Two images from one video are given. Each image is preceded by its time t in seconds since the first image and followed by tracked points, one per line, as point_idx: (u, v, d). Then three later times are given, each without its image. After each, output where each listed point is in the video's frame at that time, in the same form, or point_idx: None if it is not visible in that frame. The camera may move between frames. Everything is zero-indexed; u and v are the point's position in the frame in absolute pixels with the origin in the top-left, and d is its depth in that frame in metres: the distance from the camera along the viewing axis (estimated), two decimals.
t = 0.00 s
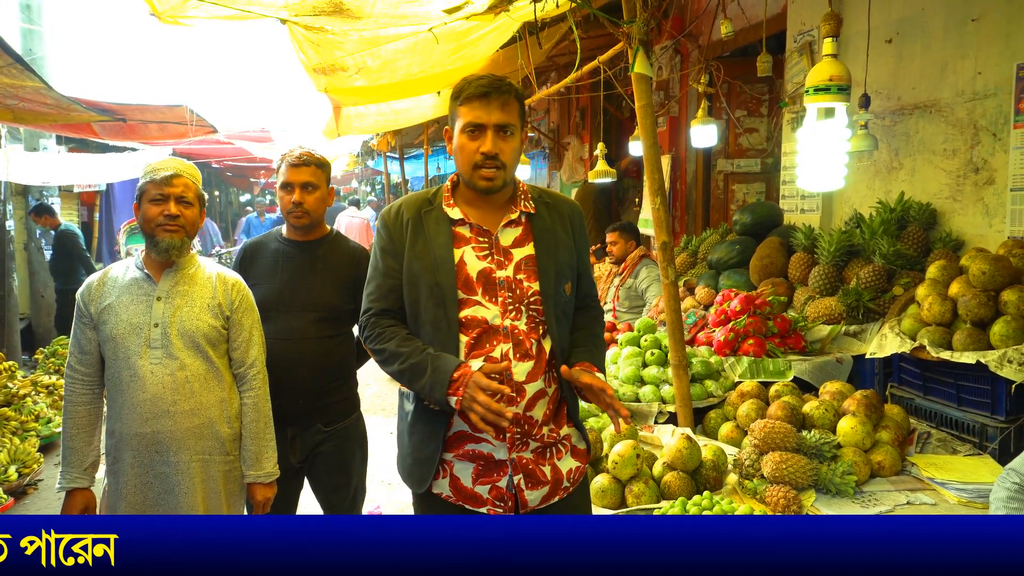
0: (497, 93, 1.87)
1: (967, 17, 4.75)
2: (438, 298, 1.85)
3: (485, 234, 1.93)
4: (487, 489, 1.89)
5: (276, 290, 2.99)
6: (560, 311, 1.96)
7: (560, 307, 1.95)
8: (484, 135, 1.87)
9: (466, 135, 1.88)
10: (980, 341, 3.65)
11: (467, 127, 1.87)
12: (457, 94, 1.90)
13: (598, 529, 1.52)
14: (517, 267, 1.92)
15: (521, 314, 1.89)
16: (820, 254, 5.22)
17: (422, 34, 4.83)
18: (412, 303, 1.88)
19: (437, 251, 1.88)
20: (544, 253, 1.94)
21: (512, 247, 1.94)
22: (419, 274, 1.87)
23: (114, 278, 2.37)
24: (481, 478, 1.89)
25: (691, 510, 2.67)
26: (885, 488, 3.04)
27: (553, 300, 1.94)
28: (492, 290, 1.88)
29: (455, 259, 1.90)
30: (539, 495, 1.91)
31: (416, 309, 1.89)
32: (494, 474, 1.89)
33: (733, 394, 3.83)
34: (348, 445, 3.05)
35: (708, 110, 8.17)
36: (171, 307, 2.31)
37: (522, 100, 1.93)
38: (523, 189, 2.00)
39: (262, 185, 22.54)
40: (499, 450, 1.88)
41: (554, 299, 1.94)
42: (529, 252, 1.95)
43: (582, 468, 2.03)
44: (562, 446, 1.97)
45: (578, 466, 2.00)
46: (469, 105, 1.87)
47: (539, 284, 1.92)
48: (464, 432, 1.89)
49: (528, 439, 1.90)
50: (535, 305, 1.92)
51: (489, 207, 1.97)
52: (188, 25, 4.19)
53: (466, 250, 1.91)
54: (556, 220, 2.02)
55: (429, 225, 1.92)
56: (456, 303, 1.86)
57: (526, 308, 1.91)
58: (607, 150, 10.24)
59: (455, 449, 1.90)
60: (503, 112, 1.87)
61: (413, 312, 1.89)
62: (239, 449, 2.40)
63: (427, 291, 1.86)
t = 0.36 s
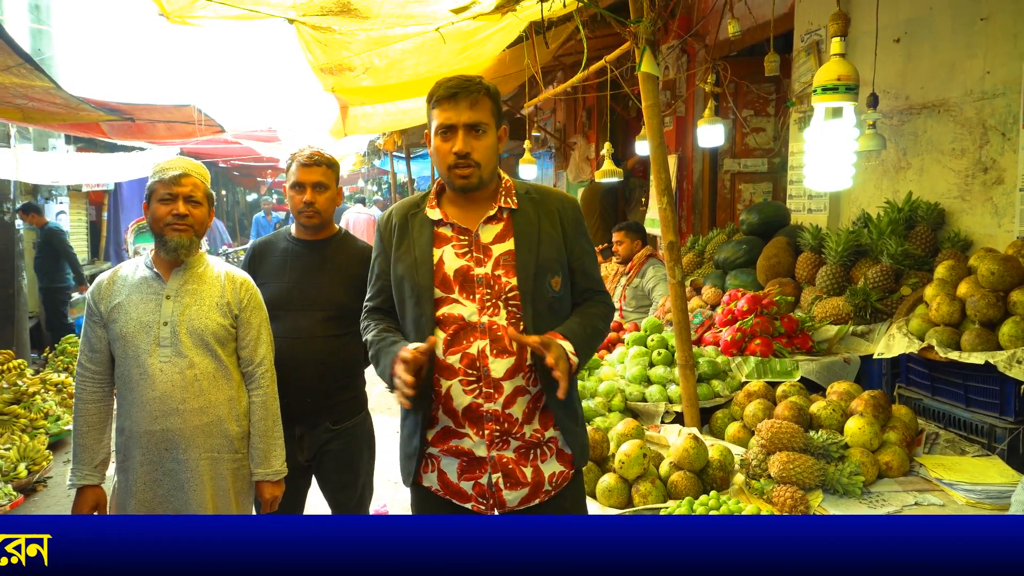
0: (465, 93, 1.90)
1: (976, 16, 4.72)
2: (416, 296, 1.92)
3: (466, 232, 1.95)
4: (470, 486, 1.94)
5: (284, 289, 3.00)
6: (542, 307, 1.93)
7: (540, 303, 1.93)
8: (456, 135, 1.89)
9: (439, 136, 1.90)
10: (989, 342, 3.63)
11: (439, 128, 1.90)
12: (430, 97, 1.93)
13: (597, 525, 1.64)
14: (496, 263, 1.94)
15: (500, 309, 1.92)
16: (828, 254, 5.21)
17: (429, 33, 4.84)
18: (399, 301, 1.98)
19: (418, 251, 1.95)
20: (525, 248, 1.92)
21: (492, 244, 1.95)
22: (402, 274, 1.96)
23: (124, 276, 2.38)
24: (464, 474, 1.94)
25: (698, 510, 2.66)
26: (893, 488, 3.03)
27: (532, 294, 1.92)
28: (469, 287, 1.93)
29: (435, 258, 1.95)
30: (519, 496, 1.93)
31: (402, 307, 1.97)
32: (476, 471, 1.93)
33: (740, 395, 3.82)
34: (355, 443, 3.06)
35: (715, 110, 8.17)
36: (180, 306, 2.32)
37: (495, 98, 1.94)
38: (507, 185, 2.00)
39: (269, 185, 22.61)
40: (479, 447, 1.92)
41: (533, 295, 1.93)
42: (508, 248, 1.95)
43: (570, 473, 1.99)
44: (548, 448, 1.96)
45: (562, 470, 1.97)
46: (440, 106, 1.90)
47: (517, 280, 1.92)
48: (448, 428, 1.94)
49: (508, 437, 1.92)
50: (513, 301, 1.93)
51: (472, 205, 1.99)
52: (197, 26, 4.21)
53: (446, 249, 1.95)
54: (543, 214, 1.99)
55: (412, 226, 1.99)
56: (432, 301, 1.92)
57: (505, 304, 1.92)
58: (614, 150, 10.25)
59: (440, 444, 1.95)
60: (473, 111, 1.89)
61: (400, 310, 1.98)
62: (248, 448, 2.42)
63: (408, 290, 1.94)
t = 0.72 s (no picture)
0: (456, 93, 1.92)
1: (985, 18, 4.70)
2: (406, 303, 1.97)
3: (455, 237, 1.98)
4: (455, 490, 1.97)
5: (291, 292, 3.01)
6: (527, 312, 1.94)
7: (526, 308, 1.94)
8: (446, 137, 1.91)
9: (429, 139, 1.93)
10: (998, 346, 3.61)
11: (430, 131, 1.92)
12: (421, 99, 1.96)
13: (621, 528, 0.92)
14: (483, 268, 1.95)
15: (486, 315, 1.94)
16: (835, 256, 5.20)
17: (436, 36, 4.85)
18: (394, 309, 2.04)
19: (407, 258, 2.00)
20: (512, 252, 1.94)
21: (481, 249, 1.97)
22: (395, 281, 2.01)
23: (132, 279, 2.40)
24: (451, 479, 1.98)
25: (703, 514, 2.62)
26: (900, 493, 3.01)
27: (518, 300, 1.92)
28: (457, 293, 1.95)
29: (424, 264, 1.99)
30: (504, 502, 1.96)
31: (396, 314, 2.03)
32: (462, 476, 1.97)
33: (746, 398, 3.80)
34: (361, 445, 3.07)
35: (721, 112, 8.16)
36: (186, 308, 2.33)
37: (484, 100, 1.96)
38: (498, 189, 2.02)
39: (276, 187, 22.67)
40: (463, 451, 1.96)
41: (519, 300, 1.93)
42: (496, 253, 1.96)
43: (557, 480, 2.01)
44: (535, 455, 1.98)
45: (549, 477, 1.99)
46: (430, 108, 1.92)
47: (503, 286, 1.93)
48: (436, 432, 1.98)
49: (493, 443, 1.95)
50: (500, 306, 1.94)
51: (463, 210, 2.01)
52: (205, 29, 4.23)
53: (436, 256, 1.98)
54: (532, 218, 2.00)
55: (405, 233, 2.04)
56: (419, 307, 1.96)
57: (491, 310, 1.94)
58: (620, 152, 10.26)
59: (429, 447, 2.00)
60: (462, 113, 1.91)
61: (395, 316, 2.04)
62: (254, 449, 2.42)
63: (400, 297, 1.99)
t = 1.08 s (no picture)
0: (447, 101, 1.92)
1: (984, 21, 4.70)
2: (402, 311, 1.96)
3: (448, 244, 1.99)
4: (458, 494, 1.97)
5: (291, 293, 3.01)
6: (525, 315, 1.95)
7: (523, 311, 1.95)
8: (438, 144, 1.91)
9: (421, 146, 1.93)
10: (998, 348, 3.60)
11: (422, 139, 1.92)
12: (411, 106, 1.95)
13: None
14: (480, 273, 1.96)
15: (485, 319, 1.94)
16: (835, 258, 5.20)
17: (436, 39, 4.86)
18: (385, 318, 2.02)
19: (401, 266, 1.99)
20: (507, 256, 1.95)
21: (475, 254, 1.97)
22: (389, 289, 2.00)
23: (130, 281, 2.39)
24: (452, 483, 1.98)
25: (705, 515, 2.58)
26: (902, 495, 3.01)
27: (515, 304, 1.93)
28: (454, 299, 1.96)
29: (420, 271, 1.99)
30: (508, 503, 1.96)
31: (388, 322, 2.02)
32: (464, 479, 1.96)
33: (746, 399, 3.80)
34: (361, 447, 3.06)
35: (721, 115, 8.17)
36: (184, 310, 2.33)
37: (475, 107, 1.97)
38: (488, 194, 2.03)
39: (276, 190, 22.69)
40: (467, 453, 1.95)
41: (517, 304, 1.94)
42: (491, 257, 1.98)
43: (556, 477, 2.03)
44: (535, 453, 1.99)
45: (549, 475, 2.01)
46: (422, 116, 1.92)
47: (500, 290, 1.94)
48: (436, 437, 1.98)
49: (496, 445, 1.95)
50: (498, 311, 1.95)
51: (454, 216, 2.02)
52: (206, 32, 4.24)
53: (431, 263, 1.99)
54: (524, 221, 2.02)
55: (396, 240, 2.04)
56: (416, 315, 1.95)
57: (490, 314, 1.95)
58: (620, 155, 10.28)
59: (429, 453, 1.99)
60: (455, 121, 1.92)
61: (387, 325, 2.02)
62: (253, 452, 2.42)
63: (395, 305, 1.98)
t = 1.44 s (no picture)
0: (462, 100, 1.92)
1: (991, 14, 4.66)
2: (411, 309, 1.93)
3: (456, 240, 1.99)
4: (472, 488, 1.96)
5: (294, 288, 3.00)
6: (534, 307, 2.01)
7: (533, 304, 2.01)
8: (451, 142, 1.91)
9: (433, 144, 1.91)
10: (1003, 343, 3.59)
11: (433, 135, 1.90)
12: (421, 100, 1.93)
13: None
14: (490, 268, 1.99)
15: (498, 314, 1.96)
16: (839, 253, 5.19)
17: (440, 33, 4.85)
18: (388, 316, 1.96)
19: (409, 262, 1.95)
20: (515, 252, 2.00)
21: (483, 250, 2.00)
22: (394, 286, 1.95)
23: (133, 276, 2.39)
24: (466, 478, 1.96)
25: (708, 511, 2.57)
26: (905, 490, 2.99)
27: (527, 299, 1.99)
28: (466, 295, 1.96)
29: (429, 268, 1.97)
30: (524, 491, 1.98)
31: (391, 320, 1.96)
32: (479, 473, 1.95)
33: (750, 394, 3.80)
34: (365, 442, 3.07)
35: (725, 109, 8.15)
36: (188, 305, 2.33)
37: (485, 106, 1.98)
38: (490, 191, 2.07)
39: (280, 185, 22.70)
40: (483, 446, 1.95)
41: (527, 298, 1.99)
42: (500, 253, 2.01)
43: (562, 461, 2.09)
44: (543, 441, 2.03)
45: (557, 460, 2.06)
46: (434, 112, 1.90)
47: (512, 284, 1.98)
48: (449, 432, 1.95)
49: (510, 437, 1.97)
50: (510, 305, 1.98)
51: (458, 212, 2.02)
52: (209, 26, 4.23)
53: (440, 259, 1.98)
54: (524, 218, 2.09)
55: (398, 236, 1.99)
56: (430, 311, 1.93)
57: (502, 309, 1.97)
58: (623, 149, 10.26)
59: (440, 451, 1.97)
60: (469, 119, 1.92)
61: (388, 324, 1.97)
62: (256, 446, 2.42)
63: (403, 303, 1.93)
